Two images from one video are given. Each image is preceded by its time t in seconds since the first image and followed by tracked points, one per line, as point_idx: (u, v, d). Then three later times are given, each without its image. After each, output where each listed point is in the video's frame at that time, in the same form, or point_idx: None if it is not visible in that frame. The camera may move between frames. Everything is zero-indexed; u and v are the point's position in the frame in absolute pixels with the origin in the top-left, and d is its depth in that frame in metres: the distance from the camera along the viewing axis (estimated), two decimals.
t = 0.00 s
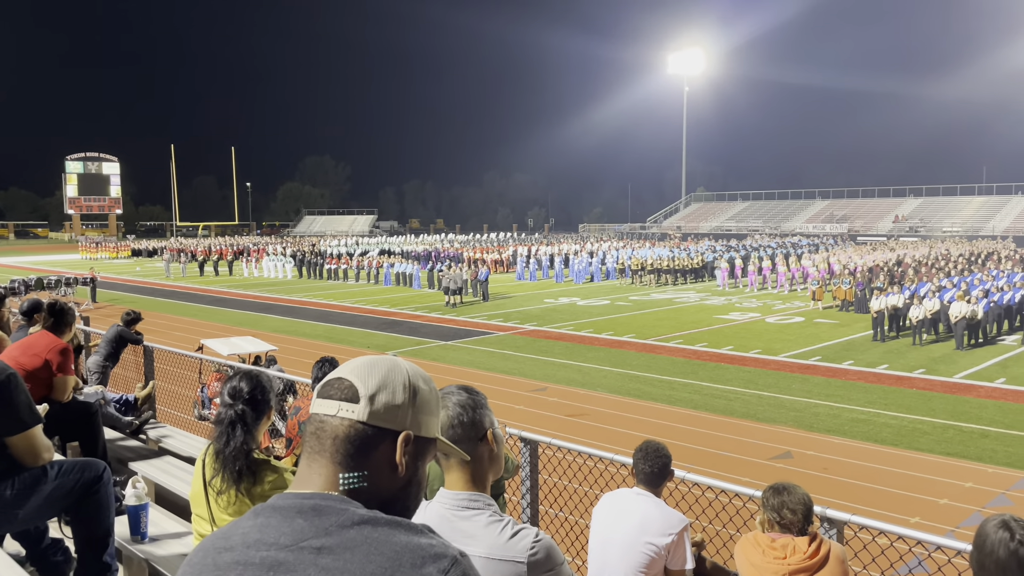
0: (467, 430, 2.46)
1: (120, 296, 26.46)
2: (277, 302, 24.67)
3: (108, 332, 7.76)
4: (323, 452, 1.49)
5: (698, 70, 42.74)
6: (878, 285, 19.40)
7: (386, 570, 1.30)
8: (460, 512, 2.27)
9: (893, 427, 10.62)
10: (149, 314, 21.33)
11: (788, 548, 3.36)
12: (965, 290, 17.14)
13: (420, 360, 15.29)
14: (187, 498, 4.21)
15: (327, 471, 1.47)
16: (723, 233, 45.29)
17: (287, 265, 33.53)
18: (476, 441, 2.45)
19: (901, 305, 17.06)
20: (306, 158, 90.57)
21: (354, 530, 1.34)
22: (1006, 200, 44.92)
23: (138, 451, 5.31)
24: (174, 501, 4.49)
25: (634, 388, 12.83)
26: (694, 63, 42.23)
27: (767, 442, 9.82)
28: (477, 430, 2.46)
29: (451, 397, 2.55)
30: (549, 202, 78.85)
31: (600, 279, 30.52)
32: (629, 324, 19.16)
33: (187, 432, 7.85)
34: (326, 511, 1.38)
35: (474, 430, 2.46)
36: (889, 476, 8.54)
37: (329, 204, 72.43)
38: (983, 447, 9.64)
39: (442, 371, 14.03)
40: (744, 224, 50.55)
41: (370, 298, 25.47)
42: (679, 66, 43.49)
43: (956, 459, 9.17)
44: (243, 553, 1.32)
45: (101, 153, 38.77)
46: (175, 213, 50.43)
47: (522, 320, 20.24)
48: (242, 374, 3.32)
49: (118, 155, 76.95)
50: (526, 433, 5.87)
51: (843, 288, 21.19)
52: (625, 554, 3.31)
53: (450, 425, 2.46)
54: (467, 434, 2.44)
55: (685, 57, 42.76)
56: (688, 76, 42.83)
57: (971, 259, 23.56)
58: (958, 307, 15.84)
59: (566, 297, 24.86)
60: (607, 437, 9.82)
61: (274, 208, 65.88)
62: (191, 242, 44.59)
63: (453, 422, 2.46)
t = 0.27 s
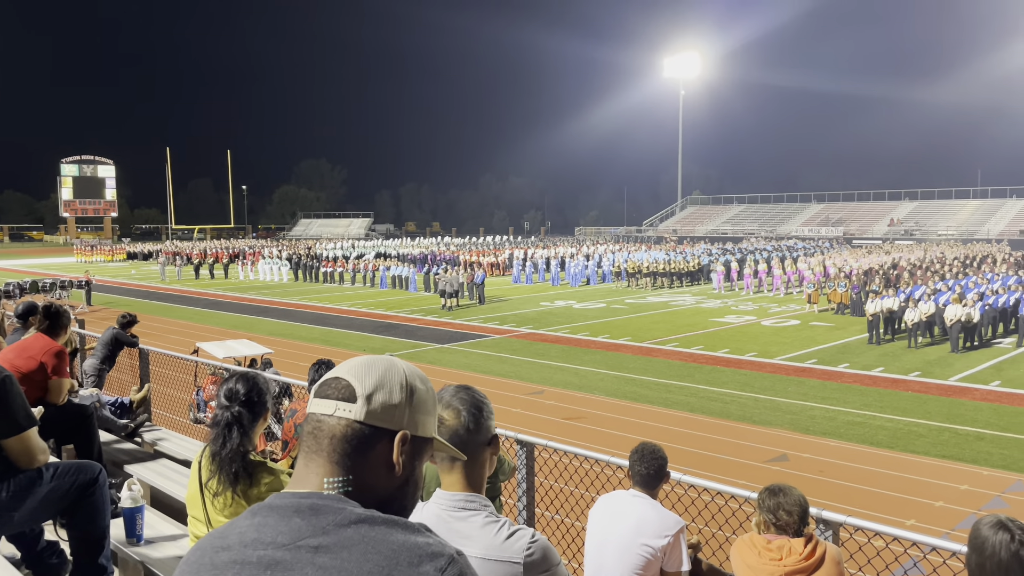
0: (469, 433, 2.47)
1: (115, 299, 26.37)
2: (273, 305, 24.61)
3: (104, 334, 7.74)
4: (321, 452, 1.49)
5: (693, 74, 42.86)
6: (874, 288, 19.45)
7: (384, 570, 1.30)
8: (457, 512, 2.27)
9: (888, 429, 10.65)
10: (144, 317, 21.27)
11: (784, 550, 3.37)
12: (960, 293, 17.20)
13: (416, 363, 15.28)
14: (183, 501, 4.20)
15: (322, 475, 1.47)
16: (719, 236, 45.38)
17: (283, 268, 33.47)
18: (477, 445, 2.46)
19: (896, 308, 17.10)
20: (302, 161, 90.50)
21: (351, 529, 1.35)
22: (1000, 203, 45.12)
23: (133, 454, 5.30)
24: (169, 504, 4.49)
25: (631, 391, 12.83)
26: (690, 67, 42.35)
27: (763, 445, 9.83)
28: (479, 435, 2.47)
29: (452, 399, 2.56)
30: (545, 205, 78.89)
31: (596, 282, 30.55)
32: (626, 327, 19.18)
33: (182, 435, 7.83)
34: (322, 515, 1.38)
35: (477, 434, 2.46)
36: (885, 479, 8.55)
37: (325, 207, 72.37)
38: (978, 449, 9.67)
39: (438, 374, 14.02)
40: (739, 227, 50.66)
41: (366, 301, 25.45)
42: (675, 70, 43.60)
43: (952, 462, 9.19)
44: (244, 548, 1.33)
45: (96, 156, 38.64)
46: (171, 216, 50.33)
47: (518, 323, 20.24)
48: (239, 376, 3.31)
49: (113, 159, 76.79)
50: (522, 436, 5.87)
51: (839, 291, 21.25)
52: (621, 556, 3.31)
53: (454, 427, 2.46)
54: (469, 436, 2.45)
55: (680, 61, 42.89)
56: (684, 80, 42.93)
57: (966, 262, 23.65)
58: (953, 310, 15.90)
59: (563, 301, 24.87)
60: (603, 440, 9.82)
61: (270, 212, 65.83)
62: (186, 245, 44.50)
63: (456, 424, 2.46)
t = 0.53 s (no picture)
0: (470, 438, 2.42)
1: (108, 302, 26.26)
2: (267, 308, 24.54)
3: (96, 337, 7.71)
4: (312, 457, 1.48)
5: (687, 77, 42.94)
6: (867, 290, 19.51)
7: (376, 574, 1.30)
8: (452, 517, 2.26)
9: (882, 432, 10.68)
10: (138, 320, 21.18)
11: (777, 552, 3.38)
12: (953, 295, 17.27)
13: (411, 366, 15.25)
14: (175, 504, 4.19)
15: (312, 479, 1.46)
16: (713, 239, 45.47)
17: (277, 271, 33.40)
18: (476, 449, 2.42)
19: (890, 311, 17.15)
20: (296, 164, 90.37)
21: (342, 534, 1.34)
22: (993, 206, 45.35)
23: (126, 457, 5.28)
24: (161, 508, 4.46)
25: (625, 394, 12.83)
26: (684, 70, 42.44)
27: (758, 447, 9.84)
28: (479, 439, 2.43)
29: (450, 404, 2.52)
30: (540, 209, 78.96)
31: (591, 285, 30.57)
32: (620, 330, 19.20)
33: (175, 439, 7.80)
34: (314, 519, 1.37)
35: (477, 438, 2.42)
36: (879, 481, 8.57)
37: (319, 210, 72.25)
38: (971, 452, 9.70)
39: (432, 377, 14.00)
40: (734, 230, 50.80)
41: (360, 304, 25.42)
42: (669, 73, 43.68)
43: (945, 464, 9.22)
44: (235, 554, 1.32)
45: (90, 159, 38.49)
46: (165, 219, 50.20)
47: (513, 326, 20.22)
48: (231, 379, 3.29)
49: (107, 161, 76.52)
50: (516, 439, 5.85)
51: (833, 293, 21.31)
52: (615, 559, 3.31)
53: (453, 433, 2.41)
54: (468, 442, 2.41)
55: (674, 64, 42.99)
56: (678, 83, 43.01)
57: (960, 265, 23.75)
58: (946, 312, 15.96)
59: (557, 303, 24.88)
60: (598, 443, 9.81)
61: (264, 214, 65.71)
62: (180, 248, 44.36)
63: (456, 429, 2.42)
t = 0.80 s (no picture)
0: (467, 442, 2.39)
1: (100, 304, 26.13)
2: (261, 310, 24.46)
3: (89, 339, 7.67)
4: (303, 459, 1.48)
5: (681, 80, 43.01)
6: (861, 291, 19.56)
7: None
8: (445, 518, 2.26)
9: (876, 433, 10.70)
10: (131, 322, 21.09)
11: (771, 553, 3.38)
12: (946, 296, 17.33)
13: (405, 368, 15.22)
14: (167, 507, 4.17)
15: (302, 483, 1.45)
16: (707, 241, 45.52)
17: (272, 272, 33.30)
18: (472, 453, 2.40)
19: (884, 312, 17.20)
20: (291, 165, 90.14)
21: (333, 537, 1.34)
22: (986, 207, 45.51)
23: (118, 459, 5.26)
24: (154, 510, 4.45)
25: (620, 395, 12.84)
26: (678, 72, 42.51)
27: (752, 449, 9.85)
28: (476, 443, 2.40)
29: (449, 407, 2.48)
30: (535, 210, 78.96)
31: (586, 286, 30.57)
32: (615, 331, 19.21)
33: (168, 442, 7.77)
34: (306, 522, 1.37)
35: (475, 442, 2.39)
36: (873, 482, 8.60)
37: (314, 211, 72.05)
38: (965, 453, 9.73)
39: (427, 378, 13.98)
40: (728, 231, 50.91)
41: (355, 306, 25.37)
42: (664, 74, 43.73)
43: (939, 465, 9.25)
44: (227, 560, 1.30)
45: (83, 160, 38.33)
46: (158, 220, 49.99)
47: (508, 327, 20.20)
48: (224, 381, 3.28)
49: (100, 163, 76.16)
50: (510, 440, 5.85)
51: (827, 295, 21.36)
52: (608, 560, 3.31)
53: (450, 436, 2.37)
54: (465, 445, 2.38)
55: (669, 66, 43.04)
56: (672, 85, 43.06)
57: (954, 266, 23.82)
58: (939, 314, 16.02)
59: (552, 305, 24.89)
60: (593, 445, 9.80)
61: (258, 216, 65.49)
62: (174, 250, 44.21)
63: (454, 433, 2.38)
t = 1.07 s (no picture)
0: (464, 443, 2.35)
1: (94, 305, 26.03)
2: (255, 310, 24.40)
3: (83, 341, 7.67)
4: (297, 459, 1.48)
5: (676, 80, 43.05)
6: (855, 292, 19.62)
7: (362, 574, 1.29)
8: (440, 518, 2.25)
9: (870, 433, 10.74)
10: (124, 324, 21.02)
11: (765, 553, 3.38)
12: (939, 297, 17.39)
13: (399, 368, 15.22)
14: (160, 508, 4.15)
15: (292, 483, 1.45)
16: (702, 241, 45.59)
17: (266, 273, 33.22)
18: (470, 453, 2.36)
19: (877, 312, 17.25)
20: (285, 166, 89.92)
21: (327, 537, 1.34)
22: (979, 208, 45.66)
23: (110, 460, 5.25)
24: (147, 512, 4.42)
25: (614, 396, 12.86)
26: (673, 73, 42.55)
27: (747, 449, 9.88)
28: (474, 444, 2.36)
29: (447, 407, 2.45)
30: (529, 210, 79.00)
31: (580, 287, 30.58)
32: (610, 332, 19.23)
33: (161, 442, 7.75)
34: (298, 520, 1.37)
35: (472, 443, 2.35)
36: (866, 482, 8.63)
37: (308, 212, 71.85)
38: (958, 453, 9.77)
39: (421, 379, 13.98)
40: (723, 231, 50.97)
41: (350, 306, 25.34)
42: (658, 75, 43.75)
43: (932, 465, 9.29)
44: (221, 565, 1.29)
45: (76, 160, 38.15)
46: (152, 221, 49.80)
47: (503, 328, 20.20)
48: (217, 382, 3.28)
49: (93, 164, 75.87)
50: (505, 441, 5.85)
51: (820, 295, 21.42)
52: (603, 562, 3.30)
53: (448, 439, 2.34)
54: (463, 446, 2.34)
55: (663, 67, 43.10)
56: (667, 86, 43.10)
57: (946, 266, 23.93)
58: (932, 314, 16.08)
59: (547, 305, 24.89)
60: (587, 445, 9.82)
61: (252, 216, 65.29)
62: (167, 250, 44.03)
63: (451, 434, 2.35)
